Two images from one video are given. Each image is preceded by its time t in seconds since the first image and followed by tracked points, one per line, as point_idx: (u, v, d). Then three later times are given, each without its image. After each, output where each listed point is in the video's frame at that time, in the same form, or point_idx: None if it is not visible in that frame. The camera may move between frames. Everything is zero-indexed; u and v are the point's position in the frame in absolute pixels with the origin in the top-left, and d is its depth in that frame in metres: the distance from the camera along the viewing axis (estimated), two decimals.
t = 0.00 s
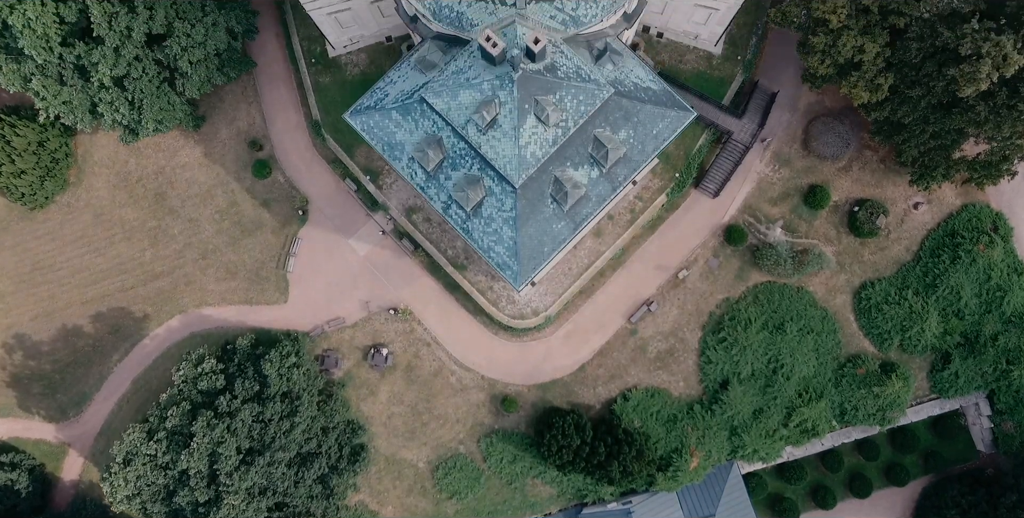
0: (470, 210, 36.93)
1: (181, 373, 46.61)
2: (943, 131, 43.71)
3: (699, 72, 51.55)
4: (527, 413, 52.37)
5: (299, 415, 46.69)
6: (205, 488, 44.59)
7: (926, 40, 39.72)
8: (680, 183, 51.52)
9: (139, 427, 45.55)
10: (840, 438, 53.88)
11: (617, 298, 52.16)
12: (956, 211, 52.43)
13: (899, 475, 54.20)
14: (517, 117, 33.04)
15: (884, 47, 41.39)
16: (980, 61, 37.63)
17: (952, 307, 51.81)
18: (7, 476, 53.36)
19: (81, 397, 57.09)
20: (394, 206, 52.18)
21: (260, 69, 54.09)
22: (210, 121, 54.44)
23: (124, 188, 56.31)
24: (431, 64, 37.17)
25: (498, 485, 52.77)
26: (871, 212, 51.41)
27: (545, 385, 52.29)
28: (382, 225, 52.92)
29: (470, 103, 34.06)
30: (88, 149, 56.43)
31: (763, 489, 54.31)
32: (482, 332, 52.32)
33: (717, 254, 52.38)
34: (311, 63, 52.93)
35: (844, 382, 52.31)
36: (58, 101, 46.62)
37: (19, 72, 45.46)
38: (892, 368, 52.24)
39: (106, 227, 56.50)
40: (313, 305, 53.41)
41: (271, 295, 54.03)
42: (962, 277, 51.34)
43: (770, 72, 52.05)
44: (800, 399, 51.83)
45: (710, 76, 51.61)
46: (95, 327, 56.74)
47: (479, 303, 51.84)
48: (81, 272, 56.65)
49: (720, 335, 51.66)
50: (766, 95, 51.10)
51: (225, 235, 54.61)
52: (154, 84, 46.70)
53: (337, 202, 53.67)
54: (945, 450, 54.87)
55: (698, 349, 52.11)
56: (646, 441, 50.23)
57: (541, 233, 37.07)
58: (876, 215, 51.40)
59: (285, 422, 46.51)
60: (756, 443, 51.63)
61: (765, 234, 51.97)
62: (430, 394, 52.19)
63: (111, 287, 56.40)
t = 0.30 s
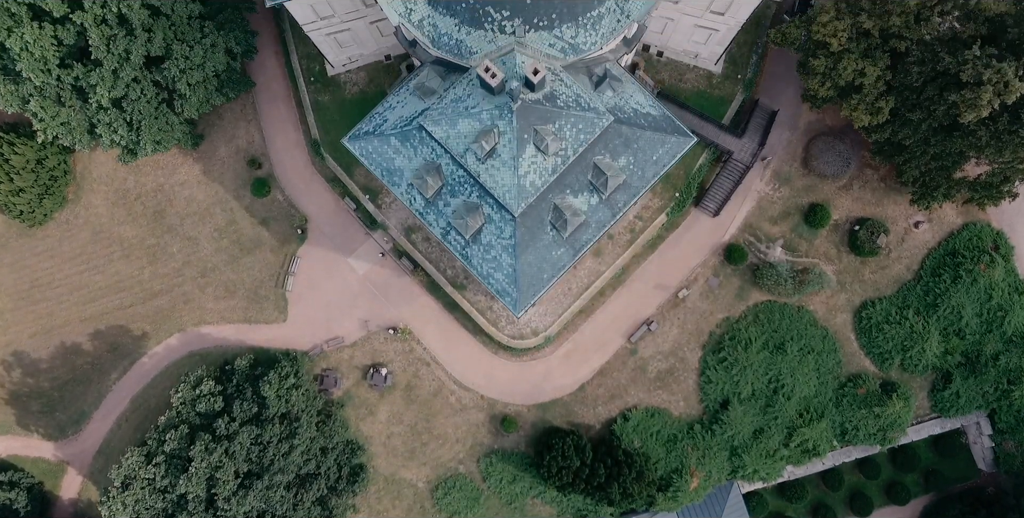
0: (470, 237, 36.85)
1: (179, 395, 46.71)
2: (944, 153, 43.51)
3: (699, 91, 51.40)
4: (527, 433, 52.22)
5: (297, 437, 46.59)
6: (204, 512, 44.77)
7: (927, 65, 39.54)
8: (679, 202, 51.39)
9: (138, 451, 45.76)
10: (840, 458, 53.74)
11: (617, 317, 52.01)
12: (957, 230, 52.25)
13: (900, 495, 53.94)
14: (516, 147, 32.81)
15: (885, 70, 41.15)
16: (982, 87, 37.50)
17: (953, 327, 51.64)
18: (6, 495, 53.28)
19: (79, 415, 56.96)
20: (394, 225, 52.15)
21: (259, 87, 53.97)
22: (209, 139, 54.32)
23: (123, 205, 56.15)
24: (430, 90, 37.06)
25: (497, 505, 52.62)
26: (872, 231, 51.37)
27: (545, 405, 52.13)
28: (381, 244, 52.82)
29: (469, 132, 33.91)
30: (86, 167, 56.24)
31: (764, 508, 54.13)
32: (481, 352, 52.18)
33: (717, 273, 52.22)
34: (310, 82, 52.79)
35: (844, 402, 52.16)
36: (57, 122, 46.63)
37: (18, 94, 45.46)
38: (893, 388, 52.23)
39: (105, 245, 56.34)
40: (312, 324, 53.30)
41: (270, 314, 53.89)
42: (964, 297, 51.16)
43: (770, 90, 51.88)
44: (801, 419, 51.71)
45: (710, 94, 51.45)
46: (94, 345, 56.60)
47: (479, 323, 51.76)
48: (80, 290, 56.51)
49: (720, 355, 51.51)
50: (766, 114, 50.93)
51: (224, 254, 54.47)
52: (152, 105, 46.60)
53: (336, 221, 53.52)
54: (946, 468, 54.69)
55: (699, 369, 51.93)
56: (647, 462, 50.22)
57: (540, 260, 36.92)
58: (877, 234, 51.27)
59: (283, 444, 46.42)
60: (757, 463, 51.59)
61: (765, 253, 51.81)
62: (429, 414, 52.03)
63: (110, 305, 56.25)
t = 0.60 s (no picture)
0: (469, 265, 36.69)
1: (177, 418, 46.67)
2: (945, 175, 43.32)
3: (699, 110, 51.24)
4: (526, 454, 52.08)
5: (296, 459, 46.50)
6: None
7: (928, 90, 39.35)
8: (679, 222, 51.28)
9: (135, 476, 45.56)
10: (841, 477, 53.51)
11: (617, 337, 51.86)
12: (958, 249, 52.11)
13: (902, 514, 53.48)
14: (515, 178, 32.62)
15: (886, 94, 40.92)
16: (983, 114, 37.34)
17: (955, 347, 51.50)
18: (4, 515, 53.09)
19: (78, 433, 56.81)
20: (393, 245, 52.08)
21: (258, 105, 53.79)
22: (208, 158, 54.18)
23: (121, 223, 55.99)
24: (429, 117, 36.98)
25: None
26: (873, 250, 51.19)
27: (545, 426, 52.00)
28: (381, 263, 52.71)
29: (468, 162, 33.78)
30: (85, 185, 56.09)
31: None
32: (481, 372, 52.06)
33: (717, 293, 52.07)
34: (309, 101, 52.65)
35: (845, 422, 51.99)
36: (55, 144, 46.48)
37: (16, 115, 45.31)
38: (894, 408, 52.11)
39: (104, 263, 56.19)
40: (311, 344, 53.16)
41: (269, 333, 53.73)
42: (965, 317, 51.04)
43: (770, 109, 51.70)
44: (802, 439, 51.54)
45: (710, 114, 51.30)
46: (92, 363, 56.46)
47: (478, 343, 51.72)
48: (78, 308, 56.36)
49: (720, 375, 51.38)
50: (766, 133, 50.71)
51: (222, 272, 54.32)
52: (151, 127, 46.46)
53: (335, 240, 53.38)
54: (946, 488, 54.56)
55: (699, 389, 51.79)
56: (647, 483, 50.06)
57: (540, 288, 36.73)
58: (878, 254, 51.14)
59: (282, 467, 46.27)
60: (758, 484, 51.39)
61: (766, 273, 51.63)
62: (428, 434, 51.90)
63: (109, 323, 56.10)
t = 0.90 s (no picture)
0: (468, 294, 36.55)
1: (176, 442, 46.69)
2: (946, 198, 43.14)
3: (699, 130, 51.09)
4: (526, 475, 51.92)
5: (295, 482, 46.46)
6: None
7: (929, 115, 39.19)
8: (679, 243, 51.17)
9: (135, 500, 45.92)
10: (842, 497, 53.35)
11: (617, 357, 51.73)
12: (959, 269, 51.96)
13: None
14: (514, 210, 32.47)
15: (887, 119, 40.75)
16: (984, 141, 37.22)
17: (955, 367, 51.35)
18: None
19: (77, 452, 56.68)
20: (392, 266, 52.03)
21: (256, 124, 53.65)
22: (206, 177, 54.07)
23: (120, 242, 55.85)
24: (428, 145, 36.87)
25: None
26: (874, 270, 51.05)
27: (545, 446, 51.85)
28: (380, 283, 52.63)
29: (467, 193, 33.64)
30: (83, 202, 55.93)
31: None
32: (480, 392, 51.95)
33: (717, 313, 51.91)
34: (308, 121, 52.51)
35: (846, 442, 51.85)
36: (53, 166, 46.28)
37: (15, 137, 45.16)
38: (895, 429, 51.94)
39: (103, 281, 56.04)
40: (310, 363, 53.04)
41: (268, 353, 53.60)
42: (966, 338, 50.89)
43: (770, 128, 51.58)
44: (803, 460, 51.42)
45: (710, 134, 51.16)
46: (91, 382, 56.31)
47: (477, 364, 51.71)
48: (76, 327, 56.22)
49: (721, 396, 51.23)
50: (766, 153, 50.63)
51: (221, 292, 54.19)
52: (149, 149, 46.22)
53: (334, 260, 53.27)
54: (947, 507, 54.40)
55: (699, 410, 51.63)
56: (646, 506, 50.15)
57: (539, 316, 36.55)
58: (878, 274, 51.01)
59: (281, 490, 46.26)
60: (758, 505, 51.34)
61: (766, 293, 51.48)
62: (427, 455, 51.80)
63: (108, 342, 55.97)
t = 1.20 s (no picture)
0: (467, 323, 36.35)
1: (174, 465, 46.58)
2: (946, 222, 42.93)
3: (699, 150, 50.95)
4: (525, 496, 51.75)
5: (294, 505, 46.23)
6: None
7: (930, 141, 39.04)
8: (679, 264, 51.02)
9: None
10: None
11: (617, 378, 51.57)
12: (960, 289, 51.79)
13: None
14: (513, 242, 32.31)
15: (887, 144, 40.61)
16: (985, 170, 37.07)
17: (956, 388, 51.17)
18: None
19: (75, 471, 56.48)
20: (391, 286, 52.02)
21: (254, 143, 53.50)
22: (205, 197, 53.95)
23: (119, 261, 55.70)
24: (427, 174, 36.80)
25: None
26: (874, 291, 50.98)
27: (544, 467, 51.70)
28: (379, 303, 52.54)
29: (465, 224, 33.49)
30: (82, 221, 55.77)
31: None
32: (479, 413, 51.84)
33: (717, 333, 51.75)
34: (307, 140, 52.44)
35: (847, 463, 51.69)
36: (52, 189, 46.17)
37: (12, 160, 45.14)
38: (896, 450, 51.76)
39: (101, 300, 55.86)
40: (309, 383, 52.90)
41: (267, 374, 53.44)
42: (966, 359, 50.71)
43: (770, 148, 51.43)
44: (803, 482, 51.29)
45: (710, 154, 50.99)
46: (90, 401, 56.12)
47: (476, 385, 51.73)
48: (75, 345, 56.03)
49: (721, 417, 51.07)
50: (766, 173, 50.49)
51: (220, 311, 54.04)
52: (147, 172, 46.02)
53: (333, 280, 53.12)
54: None
55: (699, 431, 51.46)
56: None
57: (538, 345, 36.34)
58: (879, 294, 50.90)
59: (279, 513, 46.05)
60: None
61: (766, 314, 51.37)
62: (426, 476, 51.67)
63: (106, 361, 55.81)
